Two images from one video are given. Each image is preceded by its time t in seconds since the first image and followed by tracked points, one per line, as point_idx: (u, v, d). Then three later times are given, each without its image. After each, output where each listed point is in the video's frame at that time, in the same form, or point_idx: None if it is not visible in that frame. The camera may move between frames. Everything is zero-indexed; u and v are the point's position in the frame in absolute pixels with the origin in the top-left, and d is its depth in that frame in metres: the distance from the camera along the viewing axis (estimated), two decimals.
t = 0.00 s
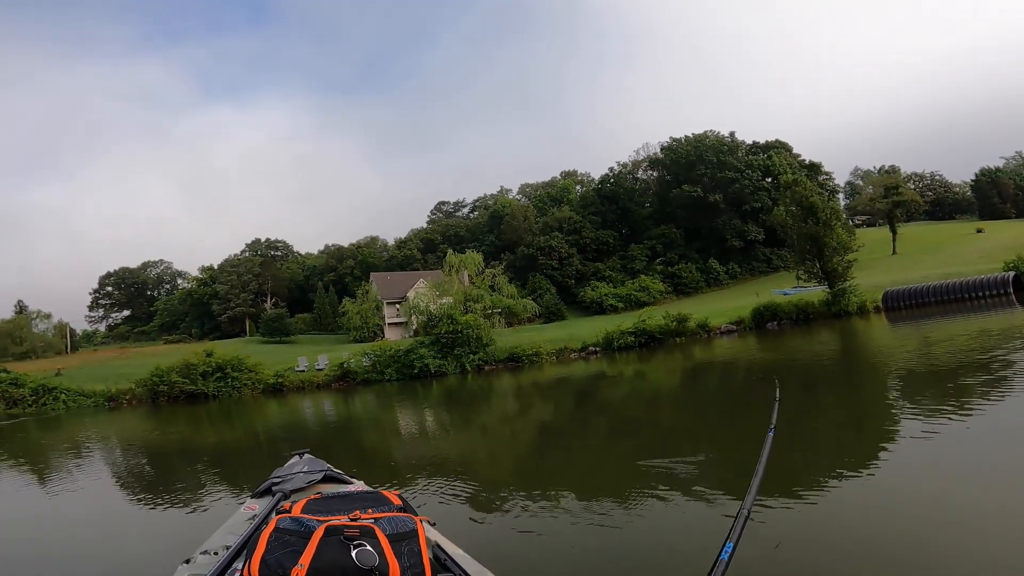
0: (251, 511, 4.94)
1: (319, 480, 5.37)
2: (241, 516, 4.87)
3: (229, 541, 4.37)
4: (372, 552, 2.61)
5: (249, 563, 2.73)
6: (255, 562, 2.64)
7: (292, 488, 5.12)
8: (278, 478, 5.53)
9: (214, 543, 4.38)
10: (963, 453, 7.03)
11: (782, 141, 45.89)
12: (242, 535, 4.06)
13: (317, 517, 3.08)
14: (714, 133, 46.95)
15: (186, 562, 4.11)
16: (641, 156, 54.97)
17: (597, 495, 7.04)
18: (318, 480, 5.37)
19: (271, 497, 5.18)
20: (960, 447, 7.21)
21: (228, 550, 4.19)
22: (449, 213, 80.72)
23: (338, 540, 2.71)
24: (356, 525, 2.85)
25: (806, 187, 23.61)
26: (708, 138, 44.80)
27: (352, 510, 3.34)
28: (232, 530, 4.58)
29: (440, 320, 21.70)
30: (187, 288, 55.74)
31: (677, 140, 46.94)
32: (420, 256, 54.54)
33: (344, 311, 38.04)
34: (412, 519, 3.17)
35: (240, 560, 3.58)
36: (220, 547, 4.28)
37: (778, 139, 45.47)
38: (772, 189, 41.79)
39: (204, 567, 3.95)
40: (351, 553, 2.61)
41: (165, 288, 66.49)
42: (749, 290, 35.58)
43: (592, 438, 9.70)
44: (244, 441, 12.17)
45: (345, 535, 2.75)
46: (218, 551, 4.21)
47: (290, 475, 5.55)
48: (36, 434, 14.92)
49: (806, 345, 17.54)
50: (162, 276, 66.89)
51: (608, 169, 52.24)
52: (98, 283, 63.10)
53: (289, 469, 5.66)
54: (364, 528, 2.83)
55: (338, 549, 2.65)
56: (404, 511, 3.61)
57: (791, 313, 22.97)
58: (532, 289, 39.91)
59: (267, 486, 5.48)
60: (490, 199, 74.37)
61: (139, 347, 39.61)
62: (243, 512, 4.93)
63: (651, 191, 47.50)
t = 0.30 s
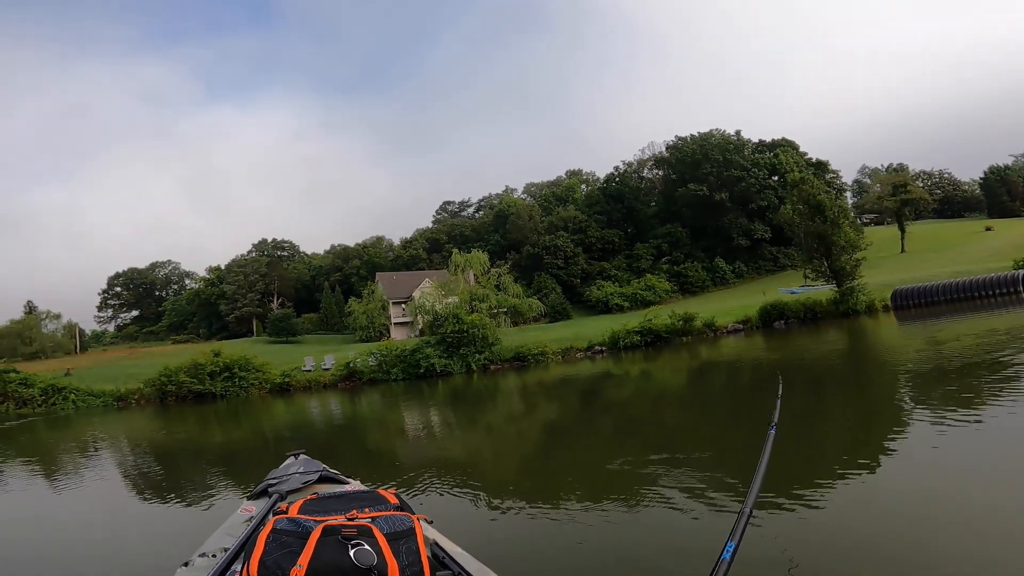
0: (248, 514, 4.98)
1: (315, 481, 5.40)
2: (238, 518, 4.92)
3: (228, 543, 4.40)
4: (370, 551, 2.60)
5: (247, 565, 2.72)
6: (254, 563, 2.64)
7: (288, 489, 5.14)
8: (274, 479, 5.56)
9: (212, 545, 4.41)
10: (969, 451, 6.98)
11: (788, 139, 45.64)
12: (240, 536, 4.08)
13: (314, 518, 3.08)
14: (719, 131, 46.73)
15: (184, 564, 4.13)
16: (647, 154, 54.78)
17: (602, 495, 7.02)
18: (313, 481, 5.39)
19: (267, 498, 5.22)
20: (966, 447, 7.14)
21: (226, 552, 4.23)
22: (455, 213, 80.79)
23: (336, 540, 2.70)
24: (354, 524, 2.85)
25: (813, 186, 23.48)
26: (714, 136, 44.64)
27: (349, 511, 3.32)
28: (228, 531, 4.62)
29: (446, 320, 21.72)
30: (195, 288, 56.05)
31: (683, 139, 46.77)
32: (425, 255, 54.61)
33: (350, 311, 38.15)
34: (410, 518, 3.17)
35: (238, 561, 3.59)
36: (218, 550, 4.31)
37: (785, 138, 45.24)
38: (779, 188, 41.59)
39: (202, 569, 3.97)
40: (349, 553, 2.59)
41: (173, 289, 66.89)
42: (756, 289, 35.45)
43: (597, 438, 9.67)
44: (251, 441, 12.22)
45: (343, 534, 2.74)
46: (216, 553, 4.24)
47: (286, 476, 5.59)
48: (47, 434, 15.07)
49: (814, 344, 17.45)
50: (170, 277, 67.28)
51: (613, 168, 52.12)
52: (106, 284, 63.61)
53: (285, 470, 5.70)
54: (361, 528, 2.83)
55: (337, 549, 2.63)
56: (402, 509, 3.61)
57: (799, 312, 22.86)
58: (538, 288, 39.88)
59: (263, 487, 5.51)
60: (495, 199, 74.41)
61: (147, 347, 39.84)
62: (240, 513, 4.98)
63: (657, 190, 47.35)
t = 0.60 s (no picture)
0: (247, 515, 5.02)
1: (314, 482, 5.42)
2: (237, 520, 4.95)
3: (227, 546, 4.44)
4: (371, 551, 2.60)
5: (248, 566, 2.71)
6: (255, 563, 2.61)
7: (287, 490, 5.17)
8: (273, 480, 5.59)
9: (211, 547, 4.44)
10: (981, 451, 6.91)
11: (797, 137, 45.34)
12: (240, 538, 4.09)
13: (314, 519, 3.08)
14: (727, 129, 46.48)
15: (184, 567, 4.15)
16: (654, 153, 54.56)
17: (610, 495, 7.01)
18: (312, 482, 5.42)
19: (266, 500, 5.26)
20: (977, 447, 7.07)
21: (226, 554, 4.27)
22: (461, 213, 80.89)
23: (337, 541, 2.70)
24: (354, 525, 2.86)
25: (823, 183, 23.32)
26: (721, 135, 44.41)
27: (349, 511, 3.33)
28: (229, 534, 4.66)
29: (454, 320, 21.76)
30: (205, 289, 56.50)
31: (690, 137, 46.55)
32: (433, 255, 54.74)
33: (358, 311, 38.27)
34: (410, 518, 3.19)
35: (238, 564, 3.60)
36: (219, 552, 4.35)
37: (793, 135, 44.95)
38: (788, 186, 41.36)
39: (203, 571, 4.02)
40: (350, 553, 2.60)
41: (183, 290, 67.42)
42: (764, 288, 35.27)
43: (605, 438, 9.66)
44: (261, 441, 12.29)
45: (344, 535, 2.75)
46: (216, 555, 4.28)
47: (285, 477, 5.62)
48: (60, 434, 15.26)
49: (824, 343, 17.32)
50: (181, 278, 67.80)
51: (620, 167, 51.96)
52: (118, 285, 64.26)
53: (283, 471, 5.73)
54: (362, 528, 2.84)
55: (338, 549, 2.64)
56: (401, 510, 3.61)
57: (809, 310, 22.70)
58: (545, 287, 39.84)
59: (262, 488, 5.55)
60: (502, 199, 74.43)
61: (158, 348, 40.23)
62: (239, 515, 5.02)
63: (664, 189, 47.19)
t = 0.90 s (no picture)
0: (244, 516, 5.06)
1: (311, 483, 5.45)
2: (234, 521, 4.99)
3: (223, 547, 4.48)
4: (368, 552, 2.62)
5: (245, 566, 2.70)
6: (251, 564, 2.60)
7: (285, 491, 5.19)
8: (271, 482, 5.61)
9: (209, 548, 4.49)
10: (997, 453, 6.83)
11: (809, 135, 44.96)
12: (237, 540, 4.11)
13: (311, 520, 3.07)
14: (738, 128, 46.18)
15: (182, 567, 4.19)
16: (664, 152, 54.32)
17: (620, 496, 6.99)
18: (310, 483, 5.44)
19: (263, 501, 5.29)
20: (993, 449, 6.99)
21: (222, 555, 4.30)
22: (471, 213, 80.98)
23: (334, 542, 2.72)
24: (351, 526, 2.87)
25: (835, 182, 23.11)
26: (732, 133, 44.13)
27: (347, 512, 3.32)
28: (226, 535, 4.70)
29: (463, 320, 21.82)
30: (217, 290, 57.04)
31: (700, 136, 46.29)
32: (442, 256, 54.87)
33: (369, 312, 38.44)
34: (407, 520, 3.21)
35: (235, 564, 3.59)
36: (215, 553, 4.38)
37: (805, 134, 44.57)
38: (799, 184, 41.05)
39: (199, 572, 4.05)
40: (347, 553, 2.61)
41: (197, 292, 68.09)
42: (776, 287, 35.00)
43: (615, 439, 9.65)
44: (273, 441, 12.38)
45: (340, 536, 2.76)
46: (213, 556, 4.32)
47: (282, 478, 5.64)
48: (76, 434, 15.47)
49: (837, 343, 17.16)
50: (194, 279, 68.47)
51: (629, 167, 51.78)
52: (132, 286, 65.06)
53: (281, 473, 5.76)
54: (359, 529, 2.86)
55: (334, 550, 2.65)
56: (398, 511, 3.61)
57: (821, 310, 22.48)
58: (555, 288, 39.79)
59: (260, 490, 5.58)
60: (512, 199, 74.47)
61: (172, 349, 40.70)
62: (236, 517, 5.05)
63: (674, 188, 46.99)
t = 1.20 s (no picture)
0: (241, 517, 5.12)
1: (309, 486, 5.46)
2: (230, 522, 5.04)
3: (219, 547, 4.53)
4: (366, 555, 2.60)
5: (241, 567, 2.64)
6: (248, 564, 2.55)
7: (282, 493, 5.20)
8: (268, 483, 5.61)
9: (204, 549, 4.53)
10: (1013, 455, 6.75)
11: (821, 134, 44.53)
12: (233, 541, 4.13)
13: (308, 521, 3.02)
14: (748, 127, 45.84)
15: (177, 567, 4.23)
16: (674, 152, 54.04)
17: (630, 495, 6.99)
18: (308, 486, 5.45)
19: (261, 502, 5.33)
20: (1010, 451, 6.90)
21: (217, 556, 4.34)
22: (481, 214, 81.03)
23: (332, 544, 2.69)
24: (349, 529, 2.85)
25: (849, 180, 22.84)
26: (742, 132, 43.81)
27: (345, 514, 3.26)
28: (222, 536, 4.74)
29: (473, 321, 21.82)
30: (230, 292, 57.53)
31: (711, 135, 46.00)
32: (452, 257, 54.95)
33: (379, 313, 38.57)
34: (405, 523, 3.18)
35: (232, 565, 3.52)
36: (210, 553, 4.43)
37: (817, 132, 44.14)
38: (812, 183, 40.70)
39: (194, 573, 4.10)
40: (345, 556, 2.59)
41: (210, 293, 68.77)
42: (788, 287, 34.69)
43: (625, 439, 9.64)
44: (284, 441, 12.47)
45: (338, 538, 2.74)
46: (208, 556, 4.36)
47: (280, 480, 5.65)
48: (93, 433, 15.70)
49: (851, 343, 16.96)
50: (208, 281, 69.19)
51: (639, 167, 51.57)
52: (147, 288, 65.89)
53: (278, 475, 5.77)
54: (357, 531, 2.83)
55: (332, 553, 2.62)
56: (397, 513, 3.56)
57: (835, 310, 22.22)
58: (564, 288, 39.72)
59: (257, 491, 5.60)
60: (521, 200, 74.49)
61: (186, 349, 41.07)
62: (232, 518, 5.11)
63: (685, 188, 46.73)
